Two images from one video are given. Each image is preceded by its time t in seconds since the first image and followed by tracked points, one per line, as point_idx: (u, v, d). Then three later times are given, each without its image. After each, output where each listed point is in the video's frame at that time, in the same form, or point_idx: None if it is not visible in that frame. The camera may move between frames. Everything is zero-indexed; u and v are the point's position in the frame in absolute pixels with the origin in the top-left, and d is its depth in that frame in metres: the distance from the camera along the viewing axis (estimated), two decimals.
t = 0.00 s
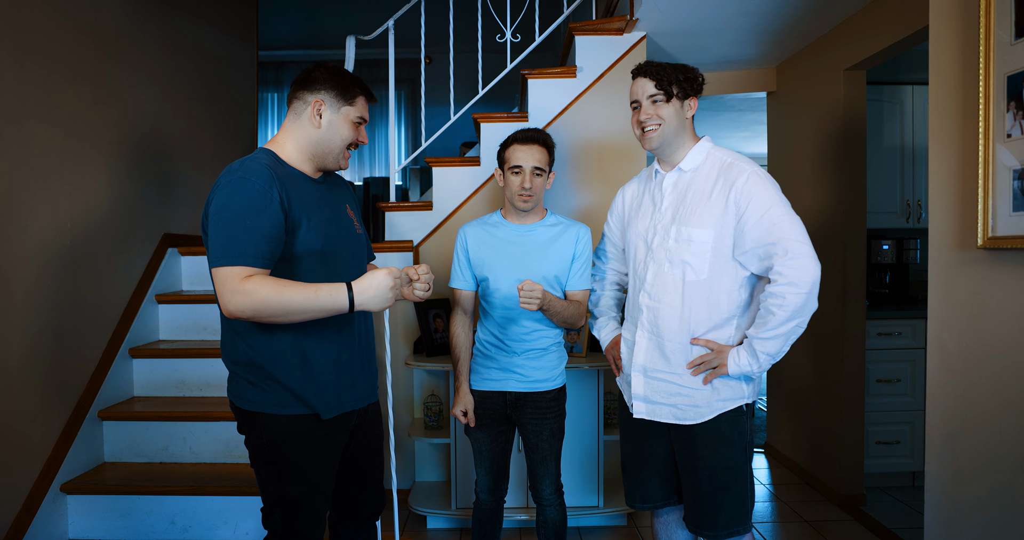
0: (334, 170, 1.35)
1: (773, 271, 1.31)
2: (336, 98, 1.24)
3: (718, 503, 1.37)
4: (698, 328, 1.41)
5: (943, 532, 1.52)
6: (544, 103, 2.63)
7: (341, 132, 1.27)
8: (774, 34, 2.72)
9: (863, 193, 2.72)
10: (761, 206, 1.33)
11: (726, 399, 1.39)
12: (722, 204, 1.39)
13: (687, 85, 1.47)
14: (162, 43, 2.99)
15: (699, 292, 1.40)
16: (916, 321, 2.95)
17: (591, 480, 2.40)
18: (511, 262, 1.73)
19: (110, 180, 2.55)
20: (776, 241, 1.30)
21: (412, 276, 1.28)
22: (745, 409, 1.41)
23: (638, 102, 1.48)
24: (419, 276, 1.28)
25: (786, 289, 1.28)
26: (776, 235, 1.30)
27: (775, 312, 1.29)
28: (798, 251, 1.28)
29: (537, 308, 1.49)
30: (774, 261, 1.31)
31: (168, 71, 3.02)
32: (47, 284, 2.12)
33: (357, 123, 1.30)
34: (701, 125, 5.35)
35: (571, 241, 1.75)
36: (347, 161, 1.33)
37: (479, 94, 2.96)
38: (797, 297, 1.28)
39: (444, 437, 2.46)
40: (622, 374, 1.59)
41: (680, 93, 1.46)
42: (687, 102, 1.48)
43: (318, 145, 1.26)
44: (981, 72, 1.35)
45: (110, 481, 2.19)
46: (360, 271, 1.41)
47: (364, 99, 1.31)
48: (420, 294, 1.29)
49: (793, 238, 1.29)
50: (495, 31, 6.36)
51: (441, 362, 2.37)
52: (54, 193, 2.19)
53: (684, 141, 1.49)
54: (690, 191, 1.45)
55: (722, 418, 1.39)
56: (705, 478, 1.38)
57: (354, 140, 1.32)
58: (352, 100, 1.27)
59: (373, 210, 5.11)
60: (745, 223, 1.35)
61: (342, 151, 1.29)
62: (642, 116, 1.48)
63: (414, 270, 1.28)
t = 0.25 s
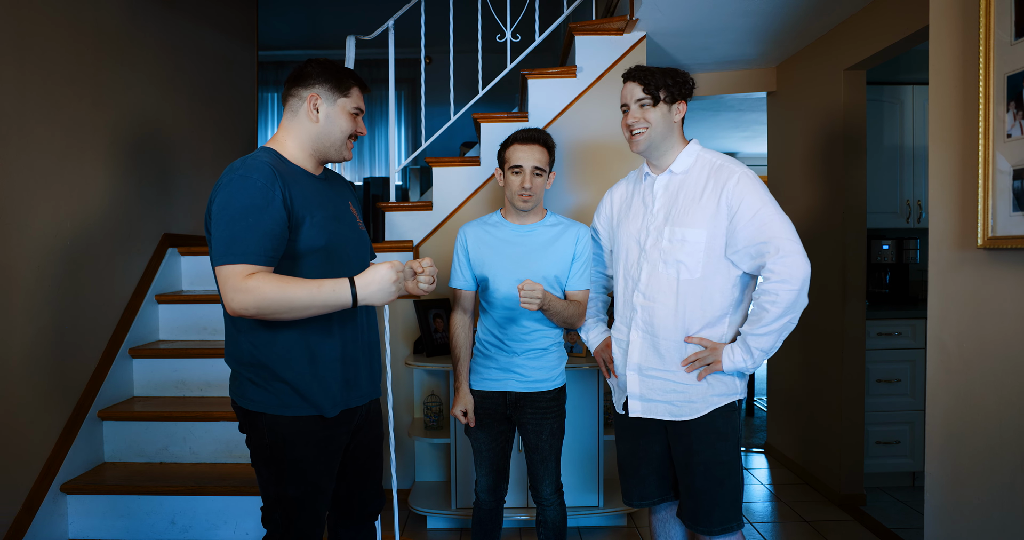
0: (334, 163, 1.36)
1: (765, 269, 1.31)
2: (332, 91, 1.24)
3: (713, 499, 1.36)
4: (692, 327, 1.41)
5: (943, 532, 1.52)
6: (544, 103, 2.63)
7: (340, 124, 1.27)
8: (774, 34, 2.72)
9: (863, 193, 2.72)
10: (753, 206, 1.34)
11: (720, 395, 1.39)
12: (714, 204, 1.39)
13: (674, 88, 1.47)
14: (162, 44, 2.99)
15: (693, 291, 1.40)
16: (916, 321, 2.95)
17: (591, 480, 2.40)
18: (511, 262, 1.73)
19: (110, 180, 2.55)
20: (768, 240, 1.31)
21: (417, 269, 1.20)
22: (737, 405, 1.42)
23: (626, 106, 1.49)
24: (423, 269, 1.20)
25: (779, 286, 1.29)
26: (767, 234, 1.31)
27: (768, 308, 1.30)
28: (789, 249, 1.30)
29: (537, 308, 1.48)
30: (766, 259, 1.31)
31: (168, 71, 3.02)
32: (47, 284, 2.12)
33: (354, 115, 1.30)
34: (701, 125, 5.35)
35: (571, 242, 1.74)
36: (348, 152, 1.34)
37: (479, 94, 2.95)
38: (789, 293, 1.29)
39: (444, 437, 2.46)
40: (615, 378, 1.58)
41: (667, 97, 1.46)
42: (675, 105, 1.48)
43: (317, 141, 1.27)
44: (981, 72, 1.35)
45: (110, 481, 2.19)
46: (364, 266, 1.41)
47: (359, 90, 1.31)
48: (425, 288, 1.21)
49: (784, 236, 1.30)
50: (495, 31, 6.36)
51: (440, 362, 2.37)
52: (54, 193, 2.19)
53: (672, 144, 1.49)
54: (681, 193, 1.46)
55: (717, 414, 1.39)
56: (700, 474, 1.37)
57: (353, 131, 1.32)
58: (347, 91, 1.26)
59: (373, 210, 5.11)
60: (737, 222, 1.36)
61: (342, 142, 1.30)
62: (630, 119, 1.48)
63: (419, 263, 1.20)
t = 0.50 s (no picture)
0: (335, 163, 1.36)
1: (763, 267, 1.33)
2: (331, 89, 1.24)
3: (712, 495, 1.37)
4: (690, 325, 1.41)
5: (943, 532, 1.52)
6: (544, 103, 2.63)
7: (339, 122, 1.27)
8: (774, 34, 2.72)
9: (863, 193, 2.72)
10: (750, 205, 1.35)
11: (718, 391, 1.40)
12: (711, 204, 1.40)
13: (672, 92, 1.47)
14: (162, 44, 2.99)
15: (690, 289, 1.40)
16: (916, 321, 2.95)
17: (591, 480, 2.40)
18: (511, 262, 1.73)
19: (110, 180, 2.55)
20: (766, 239, 1.32)
21: (423, 266, 1.23)
22: (735, 401, 1.43)
23: (626, 107, 1.49)
24: (430, 266, 1.23)
25: (777, 284, 1.30)
26: (765, 233, 1.32)
27: (766, 306, 1.32)
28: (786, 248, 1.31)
29: (537, 307, 1.48)
30: (764, 258, 1.32)
31: (168, 71, 3.02)
32: (47, 284, 2.12)
33: (353, 113, 1.30)
34: (701, 125, 5.35)
35: (571, 242, 1.74)
36: (348, 150, 1.34)
37: (479, 95, 2.95)
38: (787, 291, 1.30)
39: (444, 437, 2.45)
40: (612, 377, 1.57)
41: (667, 99, 1.47)
42: (672, 109, 1.48)
43: (316, 140, 1.27)
44: (981, 72, 1.35)
45: (110, 481, 2.19)
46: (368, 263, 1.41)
47: (357, 89, 1.31)
48: (432, 285, 1.23)
49: (781, 235, 1.31)
50: (495, 31, 6.36)
51: (440, 362, 2.37)
52: (54, 193, 2.19)
53: (669, 146, 1.49)
54: (677, 192, 1.45)
55: (716, 411, 1.39)
56: (699, 470, 1.38)
57: (352, 130, 1.32)
58: (346, 90, 1.27)
59: (373, 211, 5.10)
60: (734, 222, 1.36)
61: (342, 141, 1.30)
62: (630, 119, 1.48)
63: (425, 261, 1.23)
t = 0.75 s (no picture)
0: (337, 164, 1.35)
1: (768, 268, 1.33)
2: (334, 91, 1.24)
3: (720, 496, 1.37)
4: (695, 326, 1.41)
5: (943, 533, 1.52)
6: (544, 103, 2.63)
7: (341, 124, 1.27)
8: (774, 34, 2.72)
9: (863, 193, 2.71)
10: (756, 207, 1.35)
11: (723, 393, 1.39)
12: (716, 205, 1.40)
13: (671, 92, 1.46)
14: (162, 44, 2.99)
15: (695, 290, 1.40)
16: (916, 321, 2.95)
17: (591, 480, 2.40)
18: (512, 262, 1.73)
19: (111, 181, 2.55)
20: (771, 240, 1.32)
21: (428, 266, 1.23)
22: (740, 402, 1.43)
23: (624, 108, 1.50)
24: (435, 267, 1.22)
25: (782, 285, 1.30)
26: (770, 234, 1.32)
27: (772, 306, 1.31)
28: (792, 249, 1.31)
29: (536, 307, 1.48)
30: (769, 258, 1.32)
31: (168, 71, 3.02)
32: (47, 284, 2.12)
33: (356, 115, 1.29)
34: (701, 125, 5.34)
35: (571, 242, 1.74)
36: (349, 152, 1.34)
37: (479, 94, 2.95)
38: (793, 292, 1.30)
39: (444, 437, 2.45)
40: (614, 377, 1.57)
41: (664, 99, 1.46)
42: (672, 108, 1.48)
43: (318, 140, 1.27)
44: (981, 72, 1.35)
45: (110, 481, 2.19)
46: (369, 265, 1.41)
47: (361, 91, 1.31)
48: (436, 286, 1.23)
49: (787, 236, 1.32)
50: (495, 31, 6.36)
51: (440, 362, 2.37)
52: (54, 193, 2.19)
53: (668, 146, 1.49)
54: (682, 192, 1.45)
55: (722, 412, 1.39)
56: (705, 471, 1.38)
57: (354, 132, 1.32)
58: (350, 92, 1.26)
59: (373, 211, 5.10)
60: (740, 223, 1.36)
61: (343, 142, 1.30)
62: (627, 121, 1.49)
63: (430, 261, 1.22)
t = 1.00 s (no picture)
0: (338, 165, 1.35)
1: (779, 270, 1.33)
2: (334, 91, 1.24)
3: (725, 498, 1.36)
4: (703, 326, 1.41)
5: (943, 533, 1.52)
6: (544, 103, 2.63)
7: (341, 125, 1.27)
8: (774, 34, 2.72)
9: (863, 193, 2.72)
10: (767, 207, 1.35)
11: (731, 394, 1.40)
12: (727, 205, 1.39)
13: (682, 89, 1.45)
14: (162, 44, 2.99)
15: (705, 290, 1.40)
16: (916, 321, 2.95)
17: (591, 480, 2.40)
18: (511, 262, 1.73)
19: (110, 181, 2.55)
20: (782, 240, 1.32)
21: (431, 266, 1.23)
22: (747, 404, 1.42)
23: (634, 108, 1.49)
24: (438, 267, 1.22)
25: (793, 286, 1.31)
26: (782, 235, 1.32)
27: (782, 307, 1.32)
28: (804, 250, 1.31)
29: (536, 307, 1.48)
30: (780, 259, 1.32)
31: (168, 72, 3.02)
32: (47, 284, 2.12)
33: (356, 115, 1.29)
34: (701, 125, 5.34)
35: (571, 241, 1.75)
36: (350, 152, 1.34)
37: (479, 94, 2.95)
38: (804, 293, 1.30)
39: (444, 437, 2.46)
40: (620, 377, 1.58)
41: (674, 98, 1.45)
42: (682, 106, 1.47)
43: (318, 141, 1.27)
44: (981, 72, 1.35)
45: (110, 481, 2.19)
46: (370, 266, 1.41)
47: (362, 91, 1.31)
48: (440, 286, 1.23)
49: (798, 237, 1.32)
50: (495, 31, 6.37)
51: (441, 362, 2.37)
52: (54, 194, 2.19)
53: (680, 144, 1.48)
54: (691, 192, 1.45)
55: (729, 413, 1.39)
56: (712, 472, 1.37)
57: (354, 133, 1.31)
58: (350, 92, 1.26)
59: (373, 211, 5.11)
60: (750, 223, 1.36)
61: (344, 142, 1.29)
62: (638, 120, 1.48)
63: (433, 261, 1.22)
